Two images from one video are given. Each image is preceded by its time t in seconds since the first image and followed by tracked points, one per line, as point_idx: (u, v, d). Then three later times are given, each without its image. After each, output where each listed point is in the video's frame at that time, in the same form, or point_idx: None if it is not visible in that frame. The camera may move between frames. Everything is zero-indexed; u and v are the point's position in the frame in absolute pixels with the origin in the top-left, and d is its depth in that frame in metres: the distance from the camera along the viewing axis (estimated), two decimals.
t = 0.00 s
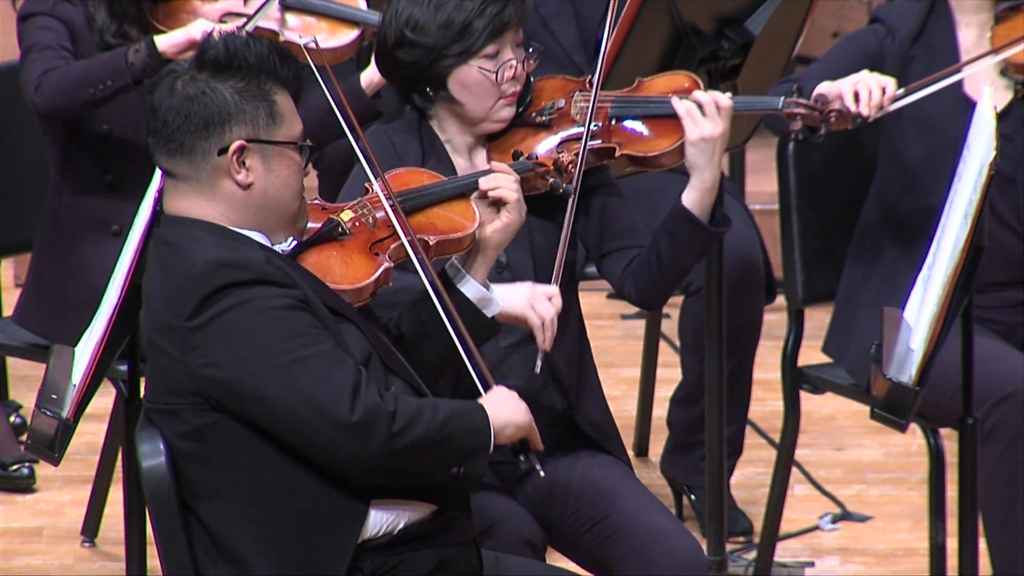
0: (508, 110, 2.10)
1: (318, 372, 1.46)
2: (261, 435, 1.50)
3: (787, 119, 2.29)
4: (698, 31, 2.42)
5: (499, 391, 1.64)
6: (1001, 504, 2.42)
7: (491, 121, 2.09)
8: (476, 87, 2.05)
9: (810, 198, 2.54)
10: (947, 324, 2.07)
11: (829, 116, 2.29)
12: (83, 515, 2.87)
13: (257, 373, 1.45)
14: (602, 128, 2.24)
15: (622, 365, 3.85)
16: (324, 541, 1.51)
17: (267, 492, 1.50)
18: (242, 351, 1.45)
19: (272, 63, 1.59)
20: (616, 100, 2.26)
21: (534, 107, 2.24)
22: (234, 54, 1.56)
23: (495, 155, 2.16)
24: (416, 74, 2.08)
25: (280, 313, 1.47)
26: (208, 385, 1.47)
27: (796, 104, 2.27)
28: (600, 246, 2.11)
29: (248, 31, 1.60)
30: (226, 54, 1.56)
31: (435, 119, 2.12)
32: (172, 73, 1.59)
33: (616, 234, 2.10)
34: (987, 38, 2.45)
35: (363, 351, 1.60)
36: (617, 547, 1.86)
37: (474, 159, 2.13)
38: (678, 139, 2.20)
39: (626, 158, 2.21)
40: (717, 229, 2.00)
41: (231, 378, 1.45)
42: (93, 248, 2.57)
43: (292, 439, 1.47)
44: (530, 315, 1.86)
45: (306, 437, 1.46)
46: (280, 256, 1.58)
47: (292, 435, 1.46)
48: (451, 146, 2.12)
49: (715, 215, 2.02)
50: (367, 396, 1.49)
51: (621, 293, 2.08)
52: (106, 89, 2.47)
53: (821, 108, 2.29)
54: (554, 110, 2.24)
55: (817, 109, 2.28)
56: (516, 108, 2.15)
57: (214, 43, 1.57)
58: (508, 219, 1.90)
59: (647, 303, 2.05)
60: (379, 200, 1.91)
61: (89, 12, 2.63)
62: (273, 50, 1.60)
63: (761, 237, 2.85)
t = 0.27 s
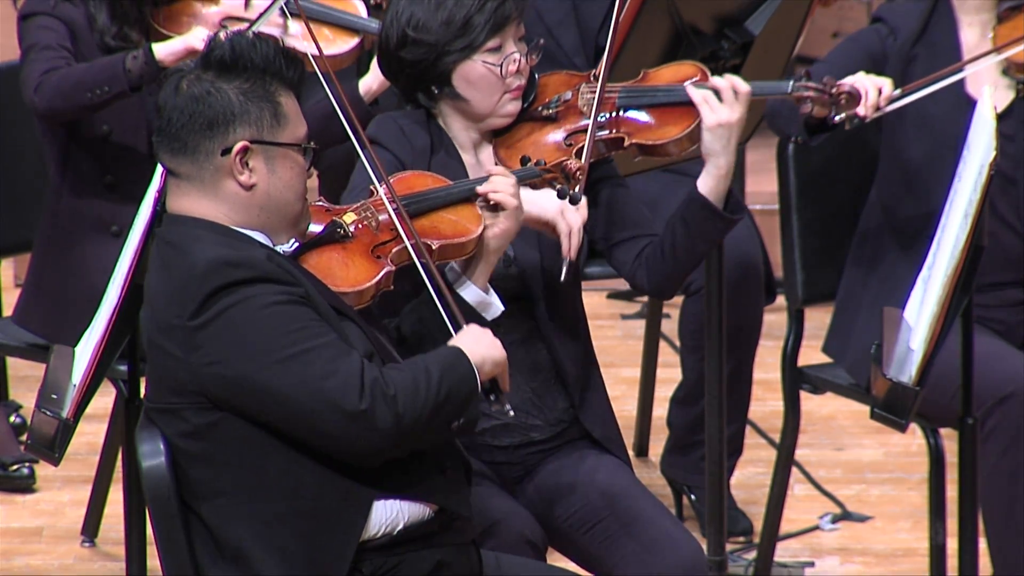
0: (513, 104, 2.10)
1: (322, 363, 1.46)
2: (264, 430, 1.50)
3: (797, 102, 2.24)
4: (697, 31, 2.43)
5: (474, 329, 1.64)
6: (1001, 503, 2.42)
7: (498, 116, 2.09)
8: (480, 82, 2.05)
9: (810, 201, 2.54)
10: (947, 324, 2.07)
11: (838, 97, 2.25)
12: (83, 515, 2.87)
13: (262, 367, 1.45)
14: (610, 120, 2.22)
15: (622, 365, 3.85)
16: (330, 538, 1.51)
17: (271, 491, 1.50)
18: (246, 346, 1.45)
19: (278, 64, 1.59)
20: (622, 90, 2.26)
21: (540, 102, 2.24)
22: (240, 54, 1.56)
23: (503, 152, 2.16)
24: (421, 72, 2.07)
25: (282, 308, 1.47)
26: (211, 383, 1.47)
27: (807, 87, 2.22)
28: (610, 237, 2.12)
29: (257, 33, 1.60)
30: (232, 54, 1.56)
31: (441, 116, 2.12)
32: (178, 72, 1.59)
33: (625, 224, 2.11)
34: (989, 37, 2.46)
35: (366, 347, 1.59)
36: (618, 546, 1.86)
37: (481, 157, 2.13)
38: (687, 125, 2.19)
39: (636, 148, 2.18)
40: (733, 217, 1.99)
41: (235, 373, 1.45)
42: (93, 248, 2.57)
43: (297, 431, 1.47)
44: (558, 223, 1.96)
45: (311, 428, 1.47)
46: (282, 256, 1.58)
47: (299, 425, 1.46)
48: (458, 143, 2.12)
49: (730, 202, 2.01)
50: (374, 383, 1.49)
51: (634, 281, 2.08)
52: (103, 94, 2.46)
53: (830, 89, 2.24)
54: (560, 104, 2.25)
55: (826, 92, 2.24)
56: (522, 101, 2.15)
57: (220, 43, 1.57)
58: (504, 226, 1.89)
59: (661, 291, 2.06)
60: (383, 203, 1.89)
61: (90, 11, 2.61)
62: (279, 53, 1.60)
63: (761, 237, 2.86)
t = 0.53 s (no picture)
0: (515, 99, 2.10)
1: (326, 350, 1.47)
2: (268, 424, 1.50)
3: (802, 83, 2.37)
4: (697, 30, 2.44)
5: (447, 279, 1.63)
6: (1001, 504, 2.42)
7: (500, 112, 2.10)
8: (482, 77, 2.05)
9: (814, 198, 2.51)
10: (947, 324, 2.07)
11: (842, 76, 2.34)
12: (83, 515, 2.87)
13: (267, 360, 1.45)
14: (613, 110, 2.24)
15: (622, 364, 3.86)
16: (334, 533, 1.52)
17: (273, 492, 1.50)
18: (250, 340, 1.45)
19: (284, 65, 1.59)
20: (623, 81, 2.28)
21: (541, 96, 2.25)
22: (246, 55, 1.56)
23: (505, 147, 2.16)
24: (421, 71, 2.08)
25: (284, 298, 1.48)
26: (215, 380, 1.47)
27: (810, 69, 2.36)
28: (615, 229, 2.10)
29: (263, 34, 1.60)
30: (238, 53, 1.56)
31: (443, 113, 2.13)
32: (183, 70, 1.58)
33: (628, 217, 2.10)
34: (988, 38, 2.47)
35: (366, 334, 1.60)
36: (617, 546, 1.86)
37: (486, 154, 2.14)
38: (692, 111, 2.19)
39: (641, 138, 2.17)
40: (739, 201, 1.99)
41: (239, 367, 1.46)
42: (93, 248, 2.57)
43: (305, 417, 1.47)
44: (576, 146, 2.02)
45: (319, 415, 1.47)
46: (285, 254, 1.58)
47: (307, 410, 1.47)
48: (461, 141, 2.13)
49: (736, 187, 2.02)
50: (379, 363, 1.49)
51: (641, 272, 2.07)
52: (101, 101, 2.46)
53: (835, 69, 2.35)
54: (561, 97, 2.26)
55: (831, 71, 2.34)
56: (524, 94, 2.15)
57: (227, 43, 1.57)
58: (508, 231, 1.85)
59: (668, 281, 2.06)
60: (387, 209, 1.89)
61: (91, 13, 2.61)
62: (286, 53, 1.60)
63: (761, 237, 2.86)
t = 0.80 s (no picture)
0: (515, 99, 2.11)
1: (330, 339, 1.47)
2: (271, 418, 1.50)
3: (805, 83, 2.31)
4: (698, 31, 2.44)
5: (432, 258, 1.64)
6: (1001, 504, 2.42)
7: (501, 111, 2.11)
8: (483, 76, 2.05)
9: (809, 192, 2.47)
10: (947, 323, 2.07)
11: (846, 75, 2.30)
12: (83, 515, 2.87)
13: (271, 350, 1.45)
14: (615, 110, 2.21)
15: (622, 365, 3.86)
16: (338, 529, 1.51)
17: (274, 489, 1.50)
18: (254, 331, 1.46)
19: (292, 66, 1.59)
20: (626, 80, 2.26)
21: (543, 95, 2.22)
22: (255, 55, 1.57)
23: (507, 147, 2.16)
24: (421, 71, 2.08)
25: (287, 289, 1.48)
26: (219, 375, 1.47)
27: (813, 67, 2.30)
28: (611, 230, 2.11)
29: (272, 35, 1.61)
30: (247, 53, 1.56)
31: (444, 113, 2.13)
32: (191, 70, 1.59)
33: (625, 219, 2.11)
34: (988, 38, 2.47)
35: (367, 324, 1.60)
36: (617, 545, 1.86)
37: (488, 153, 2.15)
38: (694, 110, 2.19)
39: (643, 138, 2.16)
40: (735, 200, 2.00)
41: (243, 361, 1.46)
42: (92, 248, 2.57)
43: (312, 408, 1.48)
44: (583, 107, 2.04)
45: (325, 405, 1.47)
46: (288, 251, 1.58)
47: (313, 400, 1.47)
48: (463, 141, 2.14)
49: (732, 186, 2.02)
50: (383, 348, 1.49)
51: (640, 274, 2.08)
52: (97, 109, 2.47)
53: (838, 68, 2.31)
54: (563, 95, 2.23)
55: (834, 70, 2.30)
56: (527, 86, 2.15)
57: (235, 42, 1.56)
58: (509, 236, 1.84)
59: (667, 281, 2.06)
60: (390, 211, 1.89)
61: (92, 16, 2.63)
62: (295, 56, 1.60)
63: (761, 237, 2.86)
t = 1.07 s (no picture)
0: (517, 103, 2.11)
1: (335, 328, 1.47)
2: (277, 410, 1.50)
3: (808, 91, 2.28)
4: (697, 30, 2.42)
5: (419, 231, 1.66)
6: (1001, 504, 2.42)
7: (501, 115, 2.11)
8: (485, 80, 2.06)
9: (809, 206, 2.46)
10: (947, 323, 2.07)
11: (848, 84, 2.27)
12: (83, 515, 2.87)
13: (281, 341, 1.45)
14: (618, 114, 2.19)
15: (622, 365, 3.86)
16: (343, 525, 1.51)
17: (275, 487, 1.50)
18: (262, 323, 1.46)
19: (303, 69, 1.60)
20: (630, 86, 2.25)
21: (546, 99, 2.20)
22: (267, 55, 1.57)
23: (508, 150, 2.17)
24: (423, 70, 2.08)
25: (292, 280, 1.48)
26: (225, 370, 1.47)
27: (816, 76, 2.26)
28: (607, 234, 2.10)
29: (283, 37, 1.62)
30: (258, 53, 1.57)
31: (446, 113, 2.13)
32: (201, 69, 1.59)
33: (621, 221, 2.10)
34: (987, 37, 2.46)
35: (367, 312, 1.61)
36: (617, 546, 1.86)
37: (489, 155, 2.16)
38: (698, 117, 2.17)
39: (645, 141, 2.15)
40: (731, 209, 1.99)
41: (250, 354, 1.46)
42: (92, 248, 2.57)
43: (320, 397, 1.48)
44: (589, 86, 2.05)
45: (334, 394, 1.48)
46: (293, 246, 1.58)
47: (322, 389, 1.47)
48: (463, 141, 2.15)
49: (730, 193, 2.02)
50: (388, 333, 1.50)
51: (633, 278, 2.07)
52: (95, 111, 2.46)
53: (841, 77, 2.27)
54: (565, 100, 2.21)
55: (837, 79, 2.27)
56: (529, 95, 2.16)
57: (247, 43, 1.57)
58: (510, 241, 1.84)
59: (661, 285, 2.05)
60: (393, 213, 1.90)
61: (94, 17, 2.63)
62: (304, 57, 1.61)
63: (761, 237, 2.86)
